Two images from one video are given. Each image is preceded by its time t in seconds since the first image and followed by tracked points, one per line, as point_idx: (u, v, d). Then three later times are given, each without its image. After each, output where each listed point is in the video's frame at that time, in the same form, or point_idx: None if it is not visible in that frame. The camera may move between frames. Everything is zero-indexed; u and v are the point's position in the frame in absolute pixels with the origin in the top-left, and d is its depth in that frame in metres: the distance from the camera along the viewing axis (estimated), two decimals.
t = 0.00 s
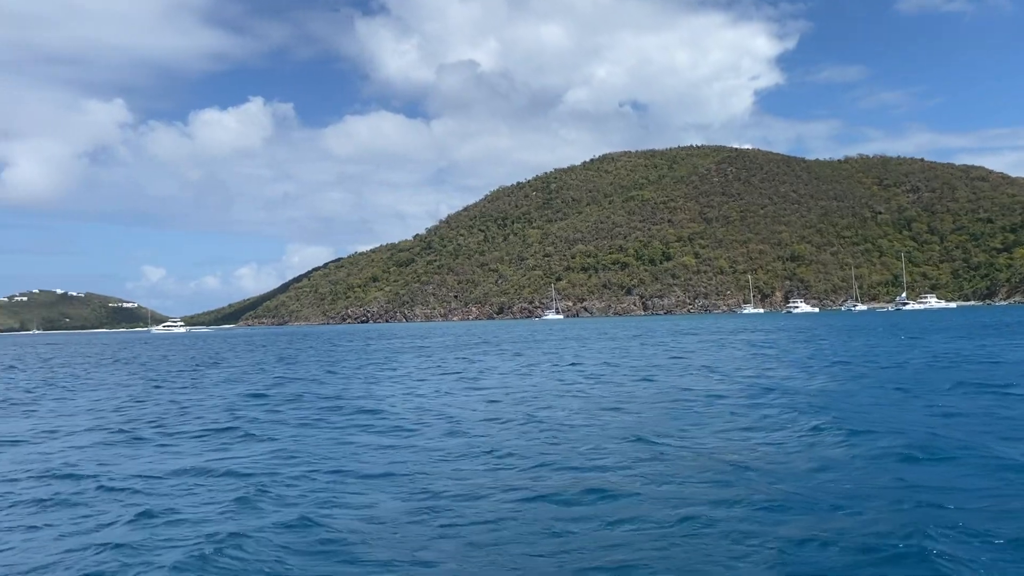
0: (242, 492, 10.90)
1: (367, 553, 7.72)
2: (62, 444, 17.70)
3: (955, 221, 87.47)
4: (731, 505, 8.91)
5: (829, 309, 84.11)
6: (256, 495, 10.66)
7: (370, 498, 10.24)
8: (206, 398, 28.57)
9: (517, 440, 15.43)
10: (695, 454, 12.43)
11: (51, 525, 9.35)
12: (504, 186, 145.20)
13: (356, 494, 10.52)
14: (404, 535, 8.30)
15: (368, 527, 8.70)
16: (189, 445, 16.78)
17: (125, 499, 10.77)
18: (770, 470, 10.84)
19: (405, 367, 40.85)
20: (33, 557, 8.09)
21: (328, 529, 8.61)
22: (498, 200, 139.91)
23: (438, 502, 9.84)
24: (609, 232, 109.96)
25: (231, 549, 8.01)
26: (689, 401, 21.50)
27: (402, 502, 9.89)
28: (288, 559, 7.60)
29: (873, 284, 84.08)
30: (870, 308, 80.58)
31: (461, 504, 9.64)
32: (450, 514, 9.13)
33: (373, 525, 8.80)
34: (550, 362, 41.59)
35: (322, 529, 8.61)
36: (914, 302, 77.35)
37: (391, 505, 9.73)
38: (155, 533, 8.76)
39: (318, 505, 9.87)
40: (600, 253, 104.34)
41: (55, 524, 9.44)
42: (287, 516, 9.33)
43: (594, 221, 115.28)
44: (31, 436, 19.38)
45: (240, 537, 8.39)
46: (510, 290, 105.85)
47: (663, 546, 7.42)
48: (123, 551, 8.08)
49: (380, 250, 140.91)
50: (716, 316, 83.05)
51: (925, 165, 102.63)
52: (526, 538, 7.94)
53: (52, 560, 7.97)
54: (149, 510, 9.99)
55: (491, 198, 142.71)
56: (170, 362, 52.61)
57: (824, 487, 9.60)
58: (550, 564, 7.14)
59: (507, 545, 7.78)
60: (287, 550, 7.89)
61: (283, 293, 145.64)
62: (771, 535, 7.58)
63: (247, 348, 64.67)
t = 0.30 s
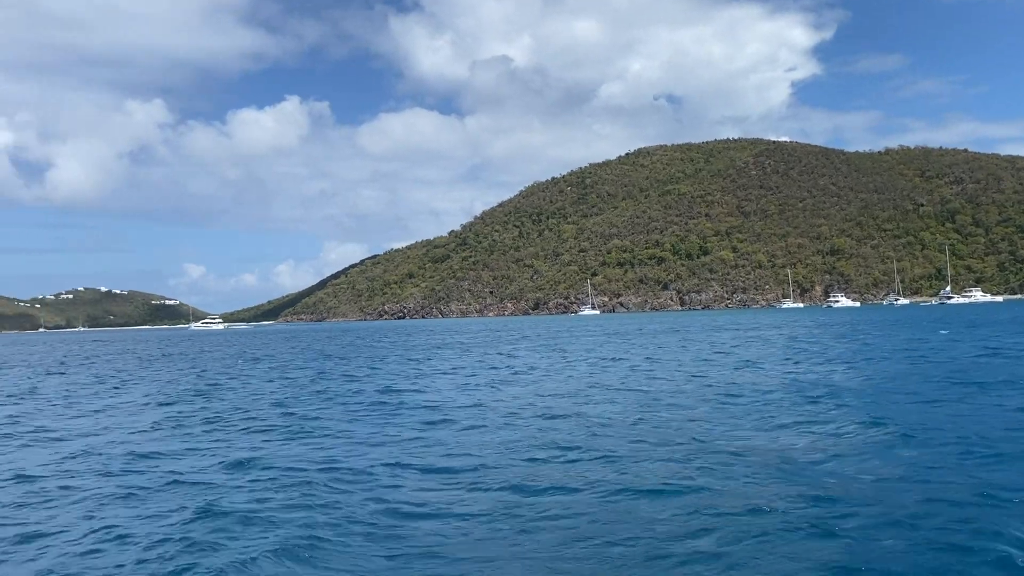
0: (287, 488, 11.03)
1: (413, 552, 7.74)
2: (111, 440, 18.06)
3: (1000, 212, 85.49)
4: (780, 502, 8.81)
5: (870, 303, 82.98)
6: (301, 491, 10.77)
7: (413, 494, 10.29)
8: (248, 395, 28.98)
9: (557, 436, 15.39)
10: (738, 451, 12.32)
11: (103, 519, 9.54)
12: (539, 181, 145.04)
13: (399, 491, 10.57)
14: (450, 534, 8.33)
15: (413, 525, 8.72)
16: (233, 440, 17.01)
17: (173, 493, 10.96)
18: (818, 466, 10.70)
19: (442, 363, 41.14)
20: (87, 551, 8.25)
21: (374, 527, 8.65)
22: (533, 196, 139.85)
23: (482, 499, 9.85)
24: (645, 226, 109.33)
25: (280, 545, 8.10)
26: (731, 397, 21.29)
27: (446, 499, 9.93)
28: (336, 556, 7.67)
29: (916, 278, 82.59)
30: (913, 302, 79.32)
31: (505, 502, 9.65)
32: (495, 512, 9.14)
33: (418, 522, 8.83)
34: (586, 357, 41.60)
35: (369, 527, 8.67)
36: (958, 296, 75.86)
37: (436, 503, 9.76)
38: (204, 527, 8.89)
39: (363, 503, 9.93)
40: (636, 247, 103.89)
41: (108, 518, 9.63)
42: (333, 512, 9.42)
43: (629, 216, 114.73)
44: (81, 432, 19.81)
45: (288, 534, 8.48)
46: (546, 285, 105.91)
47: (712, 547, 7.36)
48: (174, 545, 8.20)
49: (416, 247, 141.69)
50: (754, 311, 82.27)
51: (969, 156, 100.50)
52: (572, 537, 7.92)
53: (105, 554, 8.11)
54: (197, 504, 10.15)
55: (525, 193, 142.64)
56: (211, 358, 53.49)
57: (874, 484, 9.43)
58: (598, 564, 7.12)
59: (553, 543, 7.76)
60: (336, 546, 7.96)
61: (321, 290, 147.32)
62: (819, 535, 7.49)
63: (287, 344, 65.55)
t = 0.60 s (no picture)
0: (317, 485, 10.96)
1: (444, 551, 7.61)
2: (149, 436, 18.23)
3: None
4: (822, 504, 8.54)
5: (911, 299, 81.65)
6: (333, 487, 10.70)
7: (444, 492, 10.16)
8: (284, 391, 29.14)
9: (592, 433, 15.20)
10: (778, 449, 12.06)
11: (138, 516, 9.54)
12: (573, 178, 144.59)
13: (429, 488, 10.46)
14: (481, 534, 8.17)
15: (444, 524, 8.58)
16: (269, 437, 17.05)
17: (205, 490, 10.95)
18: (860, 465, 10.40)
19: (479, 360, 41.25)
20: (118, 547, 8.23)
21: (404, 526, 8.53)
22: (567, 193, 139.34)
23: (514, 498, 9.71)
24: (681, 222, 108.51)
25: (309, 544, 8.00)
26: (769, 394, 20.92)
27: (477, 498, 9.78)
28: (366, 556, 7.56)
29: (959, 273, 80.89)
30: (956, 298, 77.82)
31: (538, 500, 9.48)
32: (527, 512, 8.98)
33: (455, 519, 8.77)
34: (623, 354, 41.45)
35: (399, 525, 8.55)
36: (1003, 292, 74.30)
37: (468, 501, 9.62)
38: (235, 525, 8.83)
39: (393, 501, 9.82)
40: (672, 244, 103.10)
41: (141, 515, 9.62)
42: (364, 509, 9.33)
43: (664, 212, 113.89)
44: (121, 428, 20.04)
45: (320, 532, 8.39)
46: (580, 283, 105.59)
47: (750, 551, 7.13)
48: (205, 542, 8.15)
49: (450, 245, 142.12)
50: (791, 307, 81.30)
51: (1013, 149, 98.20)
52: (606, 539, 7.73)
53: (137, 550, 8.08)
54: (228, 501, 10.11)
55: (559, 190, 142.29)
56: (251, 355, 54.06)
57: (921, 485, 9.12)
58: (634, 567, 6.92)
59: (587, 544, 7.58)
60: (366, 545, 7.85)
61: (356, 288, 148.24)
62: (863, 539, 7.22)
63: (324, 342, 66.07)
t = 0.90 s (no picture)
0: (366, 484, 10.97)
1: (500, 551, 7.58)
2: (194, 434, 18.44)
3: None
4: (885, 507, 8.32)
5: (952, 297, 80.52)
6: (382, 487, 10.69)
7: (495, 492, 10.09)
8: (322, 391, 29.30)
9: (637, 433, 15.04)
10: (828, 449, 11.85)
11: (189, 513, 9.63)
12: (605, 177, 144.04)
13: (478, 489, 10.37)
14: (535, 532, 8.11)
15: (497, 523, 8.52)
16: (313, 435, 17.16)
17: (256, 488, 11.02)
18: (919, 467, 10.15)
19: (515, 359, 41.21)
20: (176, 543, 8.32)
21: (456, 526, 8.49)
22: (599, 191, 138.84)
23: (565, 498, 9.62)
24: (715, 221, 107.66)
25: (365, 544, 8.00)
26: (814, 394, 20.56)
27: (527, 497, 9.72)
28: (419, 556, 7.52)
29: (1001, 271, 79.23)
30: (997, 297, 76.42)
31: (590, 500, 9.37)
32: (577, 511, 8.94)
33: (506, 519, 8.73)
34: (660, 353, 41.15)
35: (451, 524, 8.52)
36: None
37: (522, 501, 9.55)
38: (286, 524, 8.85)
39: (443, 500, 9.77)
40: (706, 242, 102.41)
41: (196, 512, 9.70)
42: (415, 510, 9.29)
43: (698, 211, 113.05)
44: (164, 427, 20.26)
45: (373, 533, 8.38)
46: (613, 282, 105.33)
47: (810, 554, 6.99)
48: (258, 543, 8.17)
49: (482, 244, 142.42)
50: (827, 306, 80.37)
51: None
52: (659, 540, 7.58)
53: (194, 547, 8.14)
54: (280, 500, 10.14)
55: (591, 188, 141.86)
56: (288, 354, 54.55)
57: (982, 486, 8.89)
58: (693, 568, 6.82)
59: (647, 545, 7.49)
60: (421, 546, 7.81)
61: (388, 287, 149.38)
62: (926, 544, 7.06)
63: (359, 341, 66.58)
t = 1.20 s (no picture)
0: (409, 484, 11.12)
1: (547, 551, 7.67)
2: (235, 433, 18.74)
3: None
4: (931, 511, 8.29)
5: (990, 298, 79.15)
6: (426, 487, 10.83)
7: (537, 493, 10.18)
8: (358, 390, 29.60)
9: (676, 434, 15.04)
10: (875, 450, 11.89)
11: (253, 509, 9.95)
12: (636, 177, 143.52)
13: (520, 489, 10.46)
14: (580, 532, 8.19)
15: (542, 523, 8.61)
16: (353, 435, 17.38)
17: (304, 485, 11.29)
18: (962, 469, 10.15)
19: (549, 359, 41.35)
20: (228, 541, 8.51)
21: (501, 525, 8.59)
22: (630, 191, 138.51)
23: (608, 498, 9.68)
24: (748, 221, 106.92)
25: (411, 544, 8.13)
26: (854, 395, 20.39)
27: (571, 497, 9.80)
28: (467, 553, 7.72)
29: None
30: None
31: (633, 500, 9.42)
32: (629, 507, 9.09)
33: (559, 515, 8.90)
34: (695, 354, 41.07)
35: (496, 525, 8.61)
36: None
37: (565, 501, 9.62)
38: (334, 523, 9.01)
39: (486, 500, 9.88)
40: (738, 243, 101.80)
41: (243, 511, 9.89)
42: (460, 510, 9.41)
43: (731, 211, 112.32)
44: (205, 426, 20.63)
45: (420, 533, 8.49)
46: (644, 282, 105.07)
47: (866, 554, 7.08)
48: (311, 538, 8.42)
49: (512, 244, 142.71)
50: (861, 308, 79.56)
51: None
52: (714, 539, 7.71)
53: (245, 545, 8.32)
54: (327, 499, 10.31)
55: (621, 189, 141.45)
56: (323, 353, 55.17)
57: None
58: (738, 568, 6.93)
59: (694, 546, 7.54)
60: (468, 546, 7.93)
61: (419, 288, 150.32)
62: (986, 547, 7.10)
63: (392, 341, 67.16)
